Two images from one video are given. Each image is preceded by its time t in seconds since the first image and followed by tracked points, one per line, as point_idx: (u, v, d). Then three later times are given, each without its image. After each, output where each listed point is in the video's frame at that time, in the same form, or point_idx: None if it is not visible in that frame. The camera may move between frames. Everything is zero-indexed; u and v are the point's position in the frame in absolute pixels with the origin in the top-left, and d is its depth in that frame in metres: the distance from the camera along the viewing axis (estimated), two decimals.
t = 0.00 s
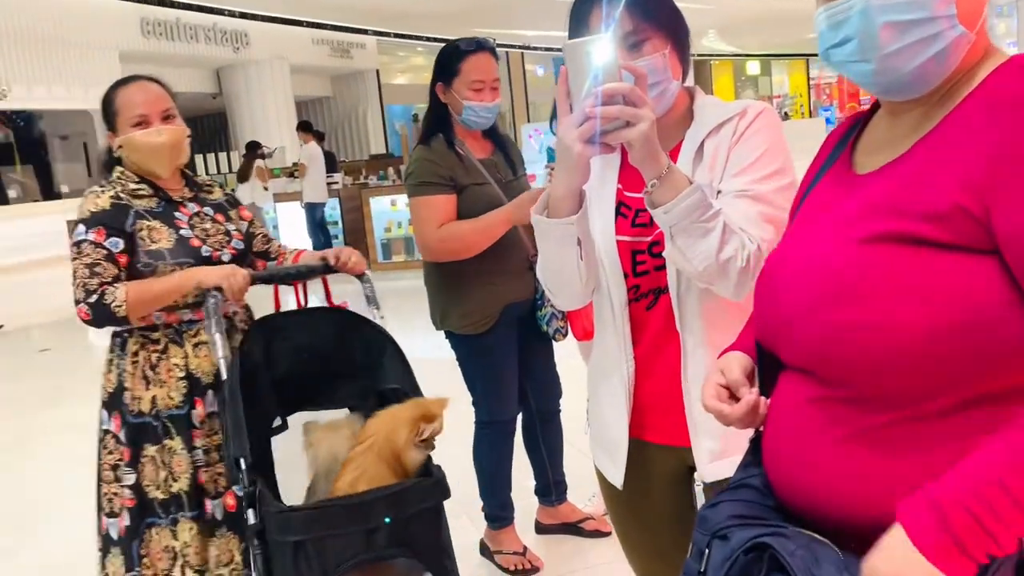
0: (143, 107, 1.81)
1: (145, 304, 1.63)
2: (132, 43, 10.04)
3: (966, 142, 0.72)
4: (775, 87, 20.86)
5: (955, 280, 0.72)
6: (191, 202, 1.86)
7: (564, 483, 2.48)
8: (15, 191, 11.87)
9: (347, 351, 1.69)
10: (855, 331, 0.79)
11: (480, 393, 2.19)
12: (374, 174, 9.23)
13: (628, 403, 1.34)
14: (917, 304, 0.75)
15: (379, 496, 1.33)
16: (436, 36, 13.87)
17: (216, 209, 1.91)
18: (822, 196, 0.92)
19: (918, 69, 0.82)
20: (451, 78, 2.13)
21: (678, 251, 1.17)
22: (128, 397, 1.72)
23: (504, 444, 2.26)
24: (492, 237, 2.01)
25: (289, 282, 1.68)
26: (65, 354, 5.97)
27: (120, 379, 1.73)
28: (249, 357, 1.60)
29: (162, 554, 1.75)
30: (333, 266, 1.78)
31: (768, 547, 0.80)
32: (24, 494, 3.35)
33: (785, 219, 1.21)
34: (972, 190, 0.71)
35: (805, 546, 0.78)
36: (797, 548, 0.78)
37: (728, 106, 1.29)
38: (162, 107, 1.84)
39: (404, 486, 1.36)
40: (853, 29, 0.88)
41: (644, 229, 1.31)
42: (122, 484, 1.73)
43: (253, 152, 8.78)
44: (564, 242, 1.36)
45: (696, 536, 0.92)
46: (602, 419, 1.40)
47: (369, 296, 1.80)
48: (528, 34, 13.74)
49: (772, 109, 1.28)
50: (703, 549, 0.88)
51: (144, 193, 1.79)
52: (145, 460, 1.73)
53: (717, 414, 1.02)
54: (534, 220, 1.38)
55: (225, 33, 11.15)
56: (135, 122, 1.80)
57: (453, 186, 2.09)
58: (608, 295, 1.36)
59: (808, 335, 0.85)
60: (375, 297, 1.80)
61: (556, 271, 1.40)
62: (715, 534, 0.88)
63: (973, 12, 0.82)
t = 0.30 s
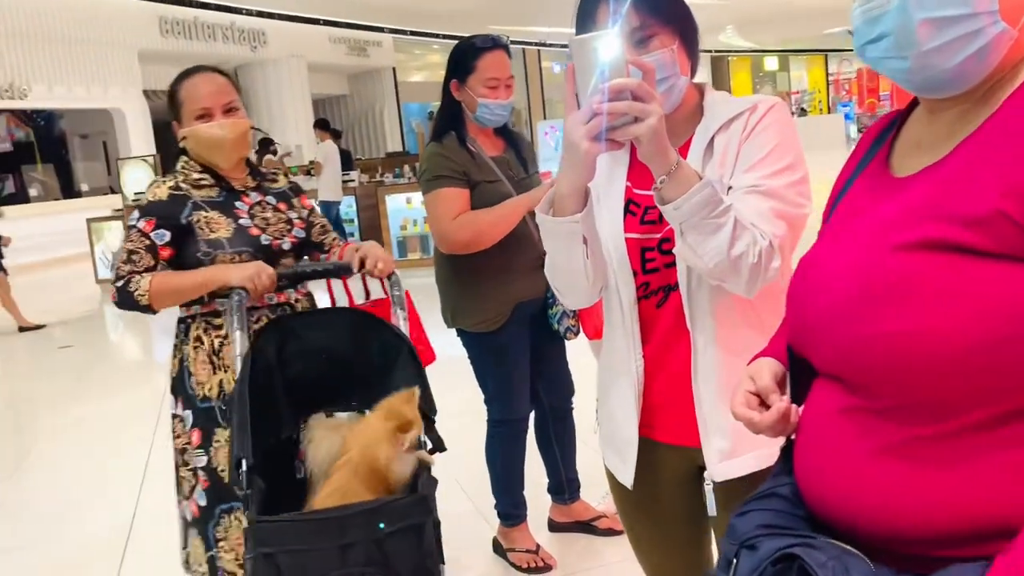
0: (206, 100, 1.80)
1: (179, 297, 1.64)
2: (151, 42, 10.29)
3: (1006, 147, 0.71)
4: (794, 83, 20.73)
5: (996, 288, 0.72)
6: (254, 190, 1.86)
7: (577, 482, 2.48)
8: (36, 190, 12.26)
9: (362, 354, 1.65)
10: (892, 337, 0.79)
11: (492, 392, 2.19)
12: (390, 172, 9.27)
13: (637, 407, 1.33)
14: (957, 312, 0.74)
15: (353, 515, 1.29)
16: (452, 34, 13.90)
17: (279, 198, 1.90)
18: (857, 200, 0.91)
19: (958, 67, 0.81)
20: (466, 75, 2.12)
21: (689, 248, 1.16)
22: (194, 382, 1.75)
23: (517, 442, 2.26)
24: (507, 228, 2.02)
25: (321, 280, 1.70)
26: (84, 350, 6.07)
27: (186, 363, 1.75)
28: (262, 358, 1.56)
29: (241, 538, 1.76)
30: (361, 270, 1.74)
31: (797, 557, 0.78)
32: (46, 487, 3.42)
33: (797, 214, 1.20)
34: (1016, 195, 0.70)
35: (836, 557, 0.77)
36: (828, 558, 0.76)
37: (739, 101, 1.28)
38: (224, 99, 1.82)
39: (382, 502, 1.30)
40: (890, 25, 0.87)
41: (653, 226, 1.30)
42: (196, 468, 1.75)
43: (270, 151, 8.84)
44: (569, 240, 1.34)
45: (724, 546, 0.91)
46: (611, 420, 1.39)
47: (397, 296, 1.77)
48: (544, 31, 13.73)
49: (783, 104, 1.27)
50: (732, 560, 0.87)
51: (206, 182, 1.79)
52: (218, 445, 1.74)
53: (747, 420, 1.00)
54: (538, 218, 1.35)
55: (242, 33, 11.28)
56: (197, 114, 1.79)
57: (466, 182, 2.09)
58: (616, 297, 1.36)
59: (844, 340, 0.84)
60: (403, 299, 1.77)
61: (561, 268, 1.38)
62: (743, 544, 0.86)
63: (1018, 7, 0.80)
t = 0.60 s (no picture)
0: (243, 93, 1.78)
1: (211, 287, 1.68)
2: (167, 40, 10.50)
3: None
4: (810, 79, 20.59)
5: None
6: (304, 182, 1.83)
7: (588, 479, 2.47)
8: (53, 188, 12.40)
9: (372, 357, 1.58)
10: (921, 315, 0.80)
11: (503, 389, 2.19)
12: (403, 171, 9.31)
13: (643, 404, 1.33)
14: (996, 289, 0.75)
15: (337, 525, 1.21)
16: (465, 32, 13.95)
17: (331, 189, 1.85)
18: (882, 187, 0.92)
19: (983, 59, 0.81)
20: (477, 73, 2.12)
21: (696, 243, 1.15)
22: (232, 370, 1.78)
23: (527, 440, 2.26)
24: (516, 226, 2.01)
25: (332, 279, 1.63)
26: (100, 347, 6.13)
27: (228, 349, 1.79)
28: (269, 358, 1.54)
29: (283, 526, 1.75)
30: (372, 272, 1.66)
31: (841, 534, 0.80)
32: (63, 482, 3.46)
33: (805, 209, 1.19)
34: None
35: (879, 531, 0.78)
36: (872, 535, 0.78)
37: (744, 96, 1.27)
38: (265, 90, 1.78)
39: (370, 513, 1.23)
40: (917, 20, 0.87)
41: (659, 222, 1.29)
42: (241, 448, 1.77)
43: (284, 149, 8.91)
44: (568, 236, 1.33)
45: (761, 528, 0.91)
46: (618, 417, 1.38)
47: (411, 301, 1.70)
48: (558, 29, 13.75)
49: (790, 99, 1.26)
50: (771, 540, 0.87)
51: (254, 173, 1.81)
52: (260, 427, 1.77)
53: (778, 404, 1.01)
54: (540, 215, 1.33)
55: (257, 31, 11.43)
56: (239, 106, 1.80)
57: (477, 180, 2.08)
58: (621, 295, 1.35)
59: (875, 321, 0.86)
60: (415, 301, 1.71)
61: (563, 266, 1.38)
62: (783, 523, 0.87)
63: None
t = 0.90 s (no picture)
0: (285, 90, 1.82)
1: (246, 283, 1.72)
2: (176, 40, 10.57)
3: None
4: (819, 74, 20.50)
5: None
6: (338, 180, 1.84)
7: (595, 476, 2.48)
8: (63, 189, 12.48)
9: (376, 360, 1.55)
10: (945, 300, 0.82)
11: (509, 387, 2.20)
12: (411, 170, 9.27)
13: (643, 403, 1.33)
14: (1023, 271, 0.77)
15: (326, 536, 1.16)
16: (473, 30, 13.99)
17: (365, 189, 1.85)
18: (901, 176, 0.93)
19: (1000, 59, 0.83)
20: (481, 71, 2.12)
21: (697, 238, 1.15)
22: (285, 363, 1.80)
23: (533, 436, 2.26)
24: (520, 224, 2.01)
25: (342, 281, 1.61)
26: (110, 346, 6.17)
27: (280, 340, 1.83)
28: (269, 364, 1.50)
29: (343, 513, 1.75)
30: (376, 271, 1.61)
31: (875, 513, 0.81)
32: (73, 480, 3.48)
33: (806, 205, 1.19)
34: None
35: (913, 512, 0.80)
36: (906, 515, 0.79)
37: (745, 91, 1.27)
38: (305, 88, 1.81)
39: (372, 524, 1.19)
40: (939, 20, 0.89)
41: (658, 219, 1.30)
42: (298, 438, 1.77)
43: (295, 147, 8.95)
44: (568, 232, 1.33)
45: (789, 511, 0.91)
46: (618, 414, 1.38)
47: (417, 301, 1.60)
48: (565, 26, 13.77)
49: (789, 95, 1.26)
50: (801, 523, 0.87)
51: (293, 170, 1.85)
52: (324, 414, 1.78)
53: (803, 389, 1.01)
54: (540, 211, 1.34)
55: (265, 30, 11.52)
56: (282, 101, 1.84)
57: (482, 178, 2.09)
58: (621, 292, 1.35)
59: (899, 306, 0.88)
60: (422, 303, 1.61)
61: (562, 262, 1.37)
62: (813, 505, 0.88)
63: None
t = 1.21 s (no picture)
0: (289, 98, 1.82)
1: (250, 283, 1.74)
2: (177, 42, 10.61)
3: None
4: (821, 70, 20.47)
5: None
6: (339, 187, 1.85)
7: (597, 476, 2.47)
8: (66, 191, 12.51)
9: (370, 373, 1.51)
10: (953, 295, 0.82)
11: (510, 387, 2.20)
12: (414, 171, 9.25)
13: (644, 402, 1.33)
14: None
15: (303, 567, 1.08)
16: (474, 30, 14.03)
17: (364, 195, 1.85)
18: (913, 172, 0.93)
19: (1008, 52, 0.83)
20: (481, 70, 2.11)
21: (694, 239, 1.15)
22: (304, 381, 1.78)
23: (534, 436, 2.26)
24: (518, 225, 2.00)
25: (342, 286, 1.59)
26: (114, 348, 6.19)
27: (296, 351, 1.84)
28: (259, 376, 1.48)
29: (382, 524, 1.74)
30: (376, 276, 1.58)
31: (890, 507, 0.81)
32: (78, 481, 3.49)
33: (804, 204, 1.19)
34: None
35: (929, 505, 0.79)
36: (922, 508, 0.79)
37: (743, 90, 1.27)
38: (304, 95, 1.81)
39: (349, 553, 1.11)
40: (945, 14, 0.88)
41: (656, 219, 1.29)
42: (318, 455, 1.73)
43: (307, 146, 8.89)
44: (566, 234, 1.33)
45: (804, 505, 0.91)
46: (618, 415, 1.38)
47: (418, 308, 1.54)
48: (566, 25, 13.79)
49: (788, 93, 1.25)
50: (816, 516, 0.87)
51: (300, 174, 1.88)
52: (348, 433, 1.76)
53: (817, 383, 1.00)
54: (537, 213, 1.34)
55: (266, 31, 11.55)
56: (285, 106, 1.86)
57: (481, 178, 2.08)
58: (619, 293, 1.34)
59: (908, 302, 0.87)
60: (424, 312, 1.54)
61: (560, 263, 1.37)
62: (828, 500, 0.88)
63: None
